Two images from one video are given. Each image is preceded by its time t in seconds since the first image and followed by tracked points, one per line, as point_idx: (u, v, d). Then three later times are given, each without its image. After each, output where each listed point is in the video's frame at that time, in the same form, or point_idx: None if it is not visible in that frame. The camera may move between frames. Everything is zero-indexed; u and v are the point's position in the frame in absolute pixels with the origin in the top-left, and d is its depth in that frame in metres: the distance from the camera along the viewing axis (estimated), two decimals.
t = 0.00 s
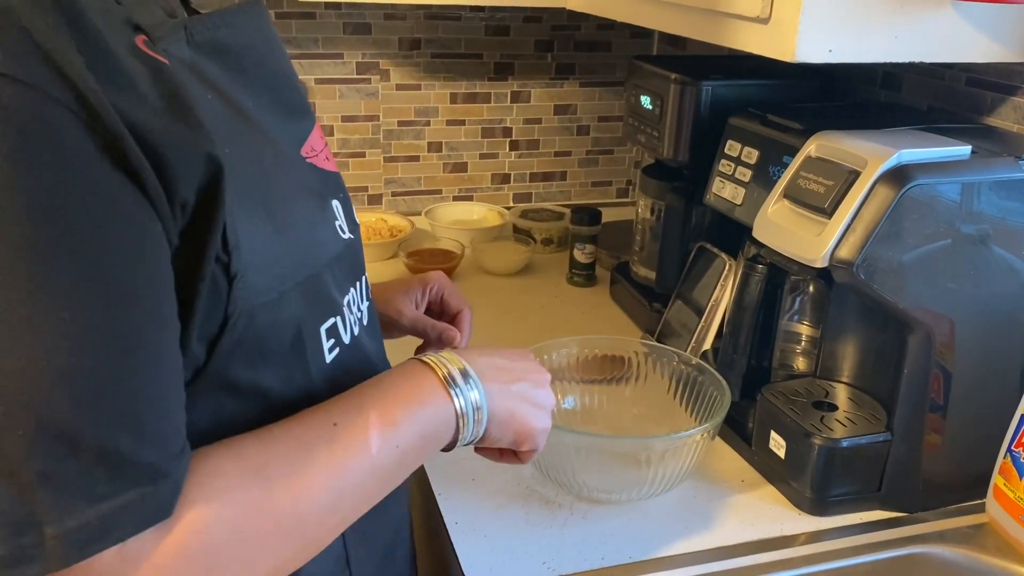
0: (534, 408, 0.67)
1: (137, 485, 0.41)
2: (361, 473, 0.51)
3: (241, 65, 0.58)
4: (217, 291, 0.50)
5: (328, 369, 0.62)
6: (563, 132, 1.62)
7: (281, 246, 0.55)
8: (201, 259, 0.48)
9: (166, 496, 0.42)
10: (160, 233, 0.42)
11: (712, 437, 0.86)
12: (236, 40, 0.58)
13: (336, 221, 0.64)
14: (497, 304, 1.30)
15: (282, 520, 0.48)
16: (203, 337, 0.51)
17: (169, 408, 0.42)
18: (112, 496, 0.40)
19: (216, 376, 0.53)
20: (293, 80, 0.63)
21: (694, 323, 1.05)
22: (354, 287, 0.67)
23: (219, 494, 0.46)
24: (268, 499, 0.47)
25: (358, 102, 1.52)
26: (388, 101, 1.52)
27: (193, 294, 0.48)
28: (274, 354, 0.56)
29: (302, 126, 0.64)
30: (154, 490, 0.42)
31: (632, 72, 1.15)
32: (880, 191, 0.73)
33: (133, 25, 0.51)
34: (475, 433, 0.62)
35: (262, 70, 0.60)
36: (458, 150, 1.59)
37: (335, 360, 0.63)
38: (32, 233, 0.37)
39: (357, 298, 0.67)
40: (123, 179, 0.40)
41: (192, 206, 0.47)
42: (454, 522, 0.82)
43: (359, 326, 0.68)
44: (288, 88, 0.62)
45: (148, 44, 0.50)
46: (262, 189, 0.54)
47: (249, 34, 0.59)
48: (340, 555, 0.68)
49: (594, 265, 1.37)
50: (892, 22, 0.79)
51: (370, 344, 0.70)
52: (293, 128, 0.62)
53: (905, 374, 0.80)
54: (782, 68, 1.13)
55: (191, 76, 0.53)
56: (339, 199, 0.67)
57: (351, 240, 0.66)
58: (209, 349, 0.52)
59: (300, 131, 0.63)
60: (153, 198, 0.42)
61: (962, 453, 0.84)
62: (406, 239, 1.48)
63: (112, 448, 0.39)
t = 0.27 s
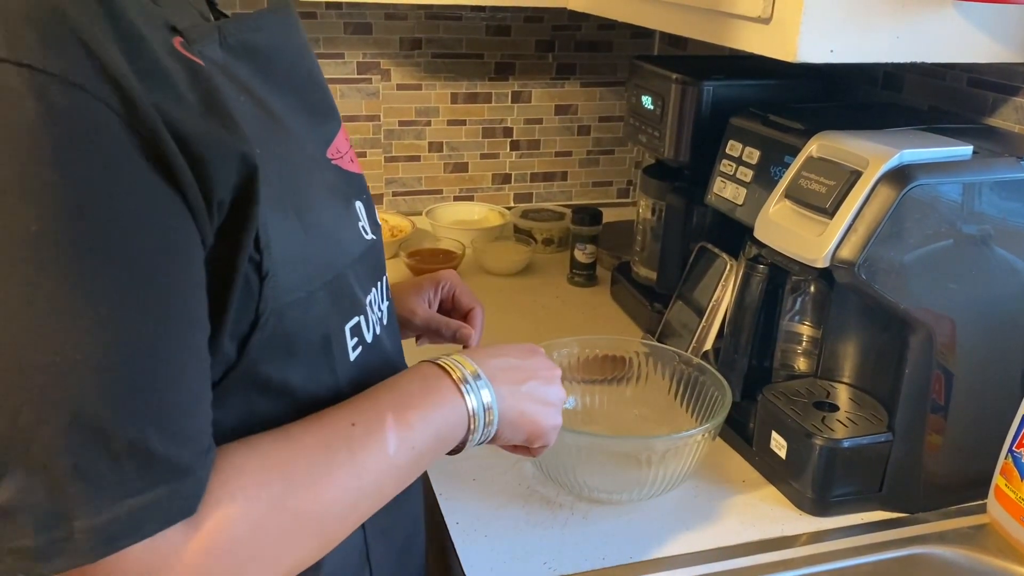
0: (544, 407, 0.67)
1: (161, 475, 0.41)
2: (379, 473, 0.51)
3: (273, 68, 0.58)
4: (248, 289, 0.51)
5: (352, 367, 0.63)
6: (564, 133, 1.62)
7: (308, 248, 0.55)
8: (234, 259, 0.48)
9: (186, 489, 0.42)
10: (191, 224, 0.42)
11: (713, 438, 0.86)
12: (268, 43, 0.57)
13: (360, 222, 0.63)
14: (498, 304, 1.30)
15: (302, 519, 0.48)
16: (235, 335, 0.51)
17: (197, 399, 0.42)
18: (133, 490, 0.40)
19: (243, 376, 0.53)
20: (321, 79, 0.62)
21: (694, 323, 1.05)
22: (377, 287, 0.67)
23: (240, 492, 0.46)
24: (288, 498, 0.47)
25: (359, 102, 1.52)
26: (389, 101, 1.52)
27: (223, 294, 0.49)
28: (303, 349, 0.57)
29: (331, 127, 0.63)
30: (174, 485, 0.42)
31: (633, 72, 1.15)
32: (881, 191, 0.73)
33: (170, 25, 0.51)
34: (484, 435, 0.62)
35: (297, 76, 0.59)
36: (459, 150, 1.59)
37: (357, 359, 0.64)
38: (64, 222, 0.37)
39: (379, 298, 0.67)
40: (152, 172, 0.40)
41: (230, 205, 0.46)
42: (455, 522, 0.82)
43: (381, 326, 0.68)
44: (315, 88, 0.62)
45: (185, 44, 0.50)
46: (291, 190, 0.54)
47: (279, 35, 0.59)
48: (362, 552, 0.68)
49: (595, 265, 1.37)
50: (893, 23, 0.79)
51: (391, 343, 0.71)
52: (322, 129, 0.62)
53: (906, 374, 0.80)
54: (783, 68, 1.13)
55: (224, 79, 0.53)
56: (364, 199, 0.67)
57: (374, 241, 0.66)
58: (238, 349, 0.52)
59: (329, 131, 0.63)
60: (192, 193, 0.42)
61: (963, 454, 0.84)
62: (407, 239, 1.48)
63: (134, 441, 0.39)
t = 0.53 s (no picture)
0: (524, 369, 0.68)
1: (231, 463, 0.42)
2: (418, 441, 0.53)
3: (292, 70, 0.58)
4: (272, 288, 0.51)
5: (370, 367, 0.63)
6: (566, 133, 1.63)
7: (330, 247, 0.55)
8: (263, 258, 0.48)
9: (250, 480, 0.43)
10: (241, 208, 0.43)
11: (715, 438, 0.86)
12: (286, 45, 0.58)
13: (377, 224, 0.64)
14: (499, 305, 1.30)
15: (354, 490, 0.49)
16: (259, 331, 0.52)
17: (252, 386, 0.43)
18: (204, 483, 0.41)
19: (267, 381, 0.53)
20: (341, 83, 0.63)
21: (696, 324, 1.05)
22: (393, 290, 0.67)
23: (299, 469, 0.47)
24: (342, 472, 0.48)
25: (360, 103, 1.52)
26: (390, 102, 1.52)
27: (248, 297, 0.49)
28: (320, 350, 0.57)
29: (349, 131, 0.64)
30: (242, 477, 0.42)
31: (635, 73, 1.15)
32: (884, 192, 0.73)
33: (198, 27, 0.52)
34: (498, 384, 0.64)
35: (309, 77, 0.60)
36: (461, 150, 1.59)
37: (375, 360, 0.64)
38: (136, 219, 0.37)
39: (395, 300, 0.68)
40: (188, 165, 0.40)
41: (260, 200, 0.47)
42: (457, 521, 0.82)
43: (394, 327, 0.68)
44: (336, 92, 0.62)
45: (212, 45, 0.51)
46: (313, 190, 0.55)
47: (296, 39, 0.59)
48: (372, 550, 0.68)
49: (597, 266, 1.37)
50: (896, 24, 0.79)
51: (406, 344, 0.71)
52: (342, 132, 0.63)
53: (908, 375, 0.80)
54: (785, 69, 1.13)
55: (251, 80, 0.53)
56: (380, 203, 0.67)
57: (390, 244, 0.67)
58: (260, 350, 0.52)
59: (347, 134, 0.63)
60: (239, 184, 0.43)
61: (965, 455, 0.84)
62: (409, 239, 1.48)
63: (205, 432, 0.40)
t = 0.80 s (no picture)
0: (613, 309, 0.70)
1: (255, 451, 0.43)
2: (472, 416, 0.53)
3: (302, 73, 0.58)
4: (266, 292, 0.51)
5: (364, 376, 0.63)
6: (566, 133, 1.63)
7: (326, 249, 0.56)
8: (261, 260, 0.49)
9: (264, 473, 0.43)
10: (257, 211, 0.43)
11: (716, 438, 0.86)
12: (306, 47, 0.58)
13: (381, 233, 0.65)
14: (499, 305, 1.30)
15: (404, 467, 0.50)
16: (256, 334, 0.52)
17: (283, 382, 0.43)
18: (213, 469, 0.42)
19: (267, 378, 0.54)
20: (353, 91, 0.63)
21: (697, 324, 1.05)
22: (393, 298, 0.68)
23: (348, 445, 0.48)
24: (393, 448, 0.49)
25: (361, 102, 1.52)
26: (391, 102, 1.52)
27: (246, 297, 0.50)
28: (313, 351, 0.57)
29: (356, 138, 0.64)
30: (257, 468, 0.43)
31: (636, 73, 1.15)
32: (885, 192, 0.73)
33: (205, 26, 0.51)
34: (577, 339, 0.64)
35: (323, 82, 0.59)
36: (461, 150, 1.59)
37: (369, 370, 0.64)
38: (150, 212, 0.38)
39: (396, 308, 0.69)
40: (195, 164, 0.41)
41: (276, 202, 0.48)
42: (458, 521, 0.82)
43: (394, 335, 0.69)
44: (348, 99, 0.63)
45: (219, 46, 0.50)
46: (313, 194, 0.55)
47: (315, 41, 0.59)
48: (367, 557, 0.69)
49: (597, 266, 1.37)
50: (897, 24, 0.79)
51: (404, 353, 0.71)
52: (347, 138, 0.63)
53: (909, 376, 0.80)
54: (786, 69, 1.13)
55: (258, 83, 0.53)
56: (386, 210, 0.68)
57: (393, 251, 0.67)
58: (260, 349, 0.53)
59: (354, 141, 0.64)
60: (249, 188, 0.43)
61: (965, 455, 0.84)
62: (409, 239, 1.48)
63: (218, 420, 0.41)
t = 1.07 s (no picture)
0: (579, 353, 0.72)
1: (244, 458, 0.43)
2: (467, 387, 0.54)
3: (303, 74, 0.58)
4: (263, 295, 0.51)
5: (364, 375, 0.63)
6: (567, 133, 1.63)
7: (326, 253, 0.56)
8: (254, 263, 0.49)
9: (259, 475, 0.43)
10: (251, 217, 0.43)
11: (716, 438, 0.86)
12: (309, 48, 0.58)
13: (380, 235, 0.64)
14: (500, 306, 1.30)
15: (412, 447, 0.50)
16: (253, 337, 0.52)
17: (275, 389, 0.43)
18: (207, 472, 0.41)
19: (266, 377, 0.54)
20: (355, 94, 0.63)
21: (696, 324, 1.05)
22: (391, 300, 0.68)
23: (347, 439, 0.48)
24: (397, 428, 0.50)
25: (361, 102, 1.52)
26: (391, 101, 1.52)
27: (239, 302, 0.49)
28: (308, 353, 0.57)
29: (358, 141, 0.64)
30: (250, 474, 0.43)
31: (636, 73, 1.15)
32: (886, 192, 0.74)
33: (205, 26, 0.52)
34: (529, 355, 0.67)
35: (324, 83, 0.59)
36: (461, 150, 1.59)
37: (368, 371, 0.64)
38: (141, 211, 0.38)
39: (394, 311, 0.69)
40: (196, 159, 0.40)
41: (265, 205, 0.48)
42: (459, 520, 0.83)
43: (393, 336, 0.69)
44: (350, 101, 0.62)
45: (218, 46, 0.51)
46: (312, 195, 0.55)
47: (318, 43, 0.59)
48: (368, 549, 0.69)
49: (597, 266, 1.37)
50: (898, 24, 0.79)
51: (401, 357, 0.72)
52: (349, 140, 0.63)
53: (909, 375, 0.80)
54: (786, 69, 1.13)
55: (256, 85, 0.53)
56: (386, 213, 0.68)
57: (392, 253, 0.67)
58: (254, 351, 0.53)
59: (355, 144, 0.64)
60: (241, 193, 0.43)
61: (965, 455, 0.84)
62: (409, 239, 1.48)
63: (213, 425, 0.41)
